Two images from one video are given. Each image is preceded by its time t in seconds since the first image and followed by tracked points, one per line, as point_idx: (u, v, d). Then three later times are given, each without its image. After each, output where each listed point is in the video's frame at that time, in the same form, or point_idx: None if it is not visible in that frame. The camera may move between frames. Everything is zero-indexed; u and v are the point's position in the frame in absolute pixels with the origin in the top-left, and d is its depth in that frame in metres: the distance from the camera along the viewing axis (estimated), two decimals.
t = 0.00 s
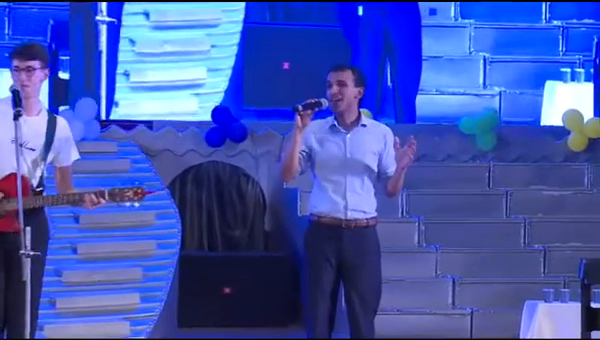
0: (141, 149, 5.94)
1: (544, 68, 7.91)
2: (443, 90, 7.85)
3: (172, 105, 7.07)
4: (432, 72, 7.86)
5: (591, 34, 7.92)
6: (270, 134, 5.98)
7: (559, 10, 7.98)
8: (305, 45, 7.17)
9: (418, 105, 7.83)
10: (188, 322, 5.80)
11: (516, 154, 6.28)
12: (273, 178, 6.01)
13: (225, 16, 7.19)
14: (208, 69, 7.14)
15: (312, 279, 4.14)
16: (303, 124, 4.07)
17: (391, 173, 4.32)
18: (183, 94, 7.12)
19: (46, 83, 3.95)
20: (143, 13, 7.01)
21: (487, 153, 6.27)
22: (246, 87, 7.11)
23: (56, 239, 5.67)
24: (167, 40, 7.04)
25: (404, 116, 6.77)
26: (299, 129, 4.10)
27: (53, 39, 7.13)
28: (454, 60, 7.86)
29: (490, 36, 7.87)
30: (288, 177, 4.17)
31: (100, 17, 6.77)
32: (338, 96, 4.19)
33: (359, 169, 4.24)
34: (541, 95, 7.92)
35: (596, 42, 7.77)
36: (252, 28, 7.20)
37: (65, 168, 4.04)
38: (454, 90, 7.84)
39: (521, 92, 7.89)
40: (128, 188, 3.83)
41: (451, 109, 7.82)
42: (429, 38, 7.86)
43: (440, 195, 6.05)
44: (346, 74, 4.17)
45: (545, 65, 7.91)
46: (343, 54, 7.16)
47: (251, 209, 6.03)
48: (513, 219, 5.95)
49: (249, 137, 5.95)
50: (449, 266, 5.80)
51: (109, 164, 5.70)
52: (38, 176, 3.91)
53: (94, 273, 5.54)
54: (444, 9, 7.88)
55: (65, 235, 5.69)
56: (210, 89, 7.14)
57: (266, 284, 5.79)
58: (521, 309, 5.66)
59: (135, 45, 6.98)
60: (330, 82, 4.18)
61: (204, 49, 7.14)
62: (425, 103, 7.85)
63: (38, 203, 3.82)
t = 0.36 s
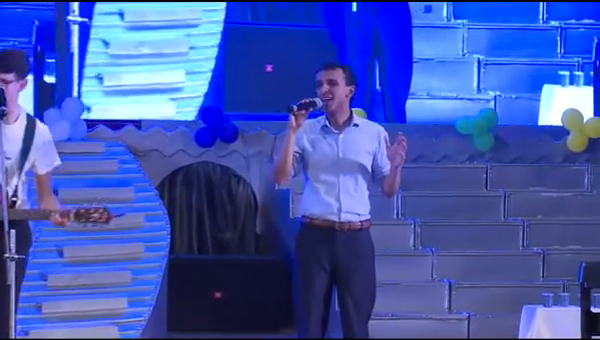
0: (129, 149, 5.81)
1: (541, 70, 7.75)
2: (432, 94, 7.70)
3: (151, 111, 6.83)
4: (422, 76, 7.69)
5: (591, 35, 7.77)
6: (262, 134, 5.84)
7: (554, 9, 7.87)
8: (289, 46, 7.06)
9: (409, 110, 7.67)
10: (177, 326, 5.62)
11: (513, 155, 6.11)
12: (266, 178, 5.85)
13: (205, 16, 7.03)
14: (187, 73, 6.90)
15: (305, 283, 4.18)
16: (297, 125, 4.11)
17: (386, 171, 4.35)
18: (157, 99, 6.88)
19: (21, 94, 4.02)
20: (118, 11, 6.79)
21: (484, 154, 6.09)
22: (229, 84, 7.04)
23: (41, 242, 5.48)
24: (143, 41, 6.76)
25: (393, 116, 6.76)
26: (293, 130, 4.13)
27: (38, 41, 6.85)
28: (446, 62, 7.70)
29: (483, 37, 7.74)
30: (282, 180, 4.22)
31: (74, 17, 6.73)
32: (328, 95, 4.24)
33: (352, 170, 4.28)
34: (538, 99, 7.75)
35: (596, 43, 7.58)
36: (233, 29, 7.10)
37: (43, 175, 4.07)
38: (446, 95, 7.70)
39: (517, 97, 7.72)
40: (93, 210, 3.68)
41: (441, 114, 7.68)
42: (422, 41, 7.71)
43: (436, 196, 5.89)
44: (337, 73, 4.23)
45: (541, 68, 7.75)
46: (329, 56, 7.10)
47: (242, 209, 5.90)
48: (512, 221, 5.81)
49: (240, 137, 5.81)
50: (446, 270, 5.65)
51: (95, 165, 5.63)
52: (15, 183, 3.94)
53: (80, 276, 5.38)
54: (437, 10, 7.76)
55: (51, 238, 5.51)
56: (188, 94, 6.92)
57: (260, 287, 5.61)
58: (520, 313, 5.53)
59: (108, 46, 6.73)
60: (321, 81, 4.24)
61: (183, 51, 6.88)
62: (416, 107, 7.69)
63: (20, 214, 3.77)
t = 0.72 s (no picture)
0: (120, 150, 5.63)
1: (542, 74, 7.29)
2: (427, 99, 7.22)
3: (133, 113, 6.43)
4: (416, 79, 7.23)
5: (594, 36, 7.33)
6: (256, 135, 5.70)
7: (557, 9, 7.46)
8: (275, 46, 6.66)
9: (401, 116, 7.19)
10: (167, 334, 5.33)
11: (513, 156, 5.89)
12: (259, 180, 5.67)
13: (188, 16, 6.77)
14: (168, 76, 6.57)
15: (297, 287, 4.32)
16: (291, 124, 4.19)
17: (376, 174, 4.51)
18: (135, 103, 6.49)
19: None
20: (96, 13, 6.58)
21: (484, 154, 5.87)
22: (212, 87, 6.61)
23: (29, 245, 5.31)
24: (123, 43, 6.50)
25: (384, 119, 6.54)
26: (286, 130, 4.20)
27: (28, 44, 6.27)
28: (442, 65, 7.26)
29: (481, 38, 7.34)
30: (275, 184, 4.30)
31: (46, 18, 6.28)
32: (319, 94, 4.38)
33: (342, 171, 4.43)
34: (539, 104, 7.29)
35: None
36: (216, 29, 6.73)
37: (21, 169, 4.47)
38: (442, 99, 7.22)
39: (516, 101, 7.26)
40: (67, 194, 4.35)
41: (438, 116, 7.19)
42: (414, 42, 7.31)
43: (434, 199, 5.74)
44: (329, 71, 4.39)
45: (542, 71, 7.29)
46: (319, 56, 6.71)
47: (235, 212, 5.66)
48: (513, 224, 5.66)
49: (234, 138, 5.67)
50: (444, 274, 5.50)
51: (88, 166, 5.50)
52: None
53: (70, 281, 5.26)
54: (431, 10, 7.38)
55: (39, 241, 5.34)
56: (170, 99, 6.53)
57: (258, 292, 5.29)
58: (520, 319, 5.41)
59: (86, 49, 6.48)
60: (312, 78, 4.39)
61: (166, 54, 6.62)
62: (409, 112, 7.22)
63: None
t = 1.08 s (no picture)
0: (111, 151, 5.50)
1: (544, 78, 6.98)
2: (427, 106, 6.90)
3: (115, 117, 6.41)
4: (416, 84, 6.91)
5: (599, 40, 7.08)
6: (249, 137, 5.55)
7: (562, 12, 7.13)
8: (260, 49, 6.75)
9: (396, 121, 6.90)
10: None
11: (515, 158, 5.71)
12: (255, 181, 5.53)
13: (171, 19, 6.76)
14: (150, 82, 6.56)
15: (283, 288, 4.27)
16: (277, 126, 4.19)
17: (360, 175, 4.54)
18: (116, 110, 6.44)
19: None
20: (73, 14, 6.45)
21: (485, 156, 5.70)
22: (199, 90, 6.63)
23: (17, 249, 5.16)
24: (100, 46, 6.45)
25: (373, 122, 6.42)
26: (275, 130, 4.21)
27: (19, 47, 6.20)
28: (440, 70, 6.92)
29: (482, 41, 7.04)
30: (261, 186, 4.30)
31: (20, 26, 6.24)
32: (306, 94, 4.35)
33: (329, 175, 4.42)
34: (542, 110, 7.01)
35: None
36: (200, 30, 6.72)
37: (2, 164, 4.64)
38: (439, 106, 6.92)
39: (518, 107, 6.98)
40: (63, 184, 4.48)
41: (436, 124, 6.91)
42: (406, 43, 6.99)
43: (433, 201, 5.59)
44: (315, 71, 4.36)
45: (543, 75, 6.98)
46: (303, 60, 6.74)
47: (230, 215, 5.51)
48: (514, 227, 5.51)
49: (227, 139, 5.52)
50: (444, 278, 5.35)
51: (77, 167, 5.36)
52: None
53: (60, 285, 5.11)
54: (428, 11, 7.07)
55: (28, 244, 5.20)
56: (148, 106, 6.51)
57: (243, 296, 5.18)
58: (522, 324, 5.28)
59: (62, 52, 6.36)
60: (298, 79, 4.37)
61: (147, 58, 6.63)
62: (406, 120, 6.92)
63: None
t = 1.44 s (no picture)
0: (102, 152, 5.39)
1: (550, 83, 6.50)
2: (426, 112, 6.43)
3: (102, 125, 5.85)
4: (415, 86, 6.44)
5: None
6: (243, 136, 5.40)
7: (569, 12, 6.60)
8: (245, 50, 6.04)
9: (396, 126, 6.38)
10: None
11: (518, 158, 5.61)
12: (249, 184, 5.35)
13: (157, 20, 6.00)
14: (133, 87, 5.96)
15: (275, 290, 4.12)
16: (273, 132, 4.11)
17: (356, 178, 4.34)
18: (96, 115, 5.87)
19: None
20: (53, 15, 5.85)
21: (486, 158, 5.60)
22: (185, 95, 5.97)
23: (7, 252, 5.03)
24: (82, 50, 5.89)
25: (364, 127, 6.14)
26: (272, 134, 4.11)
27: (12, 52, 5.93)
28: (440, 74, 6.45)
29: (483, 44, 6.53)
30: (258, 191, 4.19)
31: None
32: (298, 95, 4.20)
33: (319, 178, 4.30)
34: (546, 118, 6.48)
35: None
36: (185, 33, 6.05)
37: None
38: (438, 112, 6.44)
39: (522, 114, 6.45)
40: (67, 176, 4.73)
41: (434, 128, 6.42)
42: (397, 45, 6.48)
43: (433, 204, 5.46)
44: (305, 71, 4.22)
45: (551, 80, 6.50)
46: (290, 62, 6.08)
47: (225, 218, 5.37)
48: (517, 230, 5.38)
49: (222, 139, 5.38)
50: (445, 283, 5.22)
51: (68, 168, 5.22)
52: None
53: (50, 290, 4.96)
54: (426, 12, 6.56)
55: (18, 248, 5.06)
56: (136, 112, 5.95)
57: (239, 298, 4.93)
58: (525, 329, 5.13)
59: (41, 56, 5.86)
60: (287, 80, 4.23)
61: (130, 62, 6.00)
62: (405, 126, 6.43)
63: None
